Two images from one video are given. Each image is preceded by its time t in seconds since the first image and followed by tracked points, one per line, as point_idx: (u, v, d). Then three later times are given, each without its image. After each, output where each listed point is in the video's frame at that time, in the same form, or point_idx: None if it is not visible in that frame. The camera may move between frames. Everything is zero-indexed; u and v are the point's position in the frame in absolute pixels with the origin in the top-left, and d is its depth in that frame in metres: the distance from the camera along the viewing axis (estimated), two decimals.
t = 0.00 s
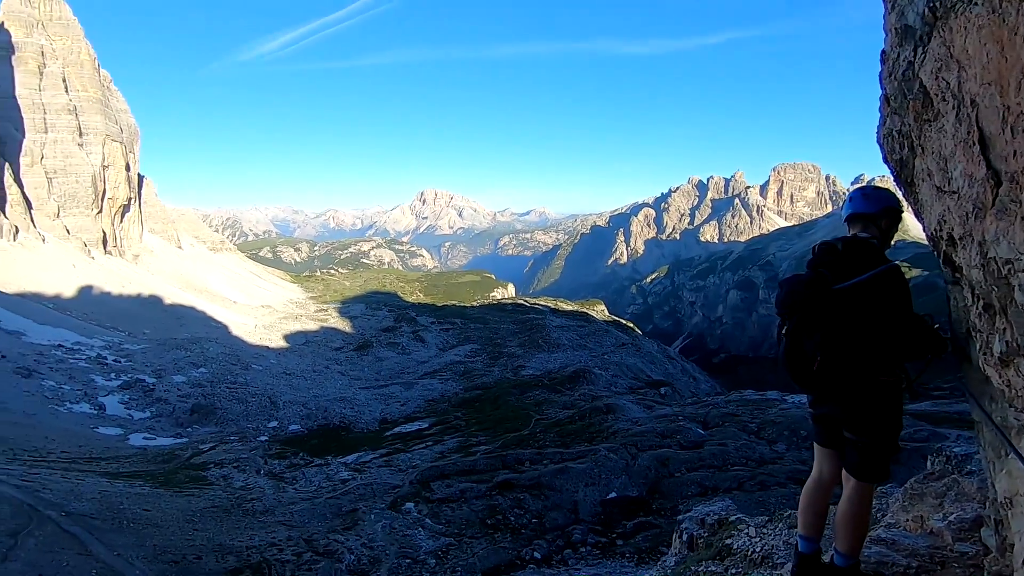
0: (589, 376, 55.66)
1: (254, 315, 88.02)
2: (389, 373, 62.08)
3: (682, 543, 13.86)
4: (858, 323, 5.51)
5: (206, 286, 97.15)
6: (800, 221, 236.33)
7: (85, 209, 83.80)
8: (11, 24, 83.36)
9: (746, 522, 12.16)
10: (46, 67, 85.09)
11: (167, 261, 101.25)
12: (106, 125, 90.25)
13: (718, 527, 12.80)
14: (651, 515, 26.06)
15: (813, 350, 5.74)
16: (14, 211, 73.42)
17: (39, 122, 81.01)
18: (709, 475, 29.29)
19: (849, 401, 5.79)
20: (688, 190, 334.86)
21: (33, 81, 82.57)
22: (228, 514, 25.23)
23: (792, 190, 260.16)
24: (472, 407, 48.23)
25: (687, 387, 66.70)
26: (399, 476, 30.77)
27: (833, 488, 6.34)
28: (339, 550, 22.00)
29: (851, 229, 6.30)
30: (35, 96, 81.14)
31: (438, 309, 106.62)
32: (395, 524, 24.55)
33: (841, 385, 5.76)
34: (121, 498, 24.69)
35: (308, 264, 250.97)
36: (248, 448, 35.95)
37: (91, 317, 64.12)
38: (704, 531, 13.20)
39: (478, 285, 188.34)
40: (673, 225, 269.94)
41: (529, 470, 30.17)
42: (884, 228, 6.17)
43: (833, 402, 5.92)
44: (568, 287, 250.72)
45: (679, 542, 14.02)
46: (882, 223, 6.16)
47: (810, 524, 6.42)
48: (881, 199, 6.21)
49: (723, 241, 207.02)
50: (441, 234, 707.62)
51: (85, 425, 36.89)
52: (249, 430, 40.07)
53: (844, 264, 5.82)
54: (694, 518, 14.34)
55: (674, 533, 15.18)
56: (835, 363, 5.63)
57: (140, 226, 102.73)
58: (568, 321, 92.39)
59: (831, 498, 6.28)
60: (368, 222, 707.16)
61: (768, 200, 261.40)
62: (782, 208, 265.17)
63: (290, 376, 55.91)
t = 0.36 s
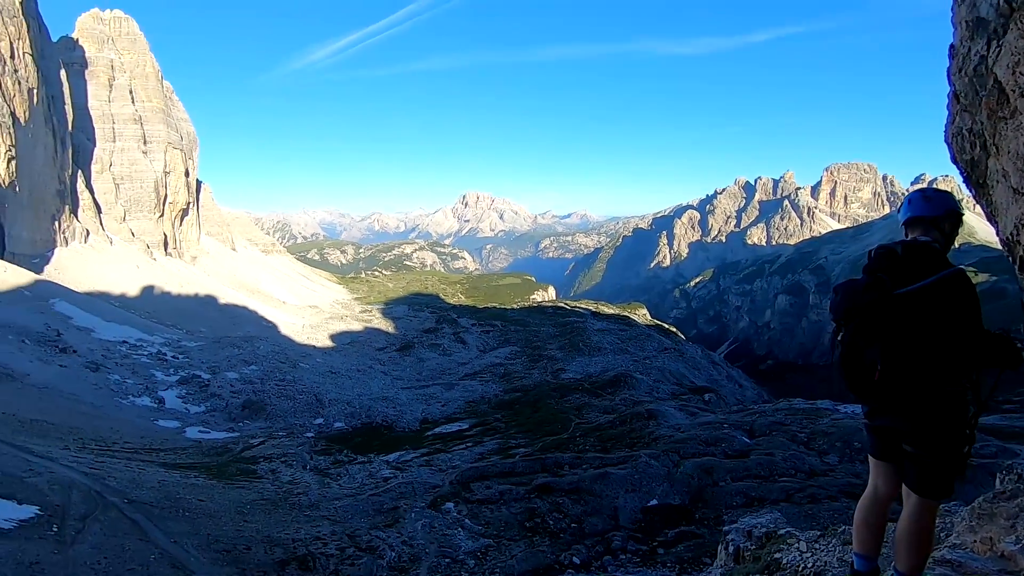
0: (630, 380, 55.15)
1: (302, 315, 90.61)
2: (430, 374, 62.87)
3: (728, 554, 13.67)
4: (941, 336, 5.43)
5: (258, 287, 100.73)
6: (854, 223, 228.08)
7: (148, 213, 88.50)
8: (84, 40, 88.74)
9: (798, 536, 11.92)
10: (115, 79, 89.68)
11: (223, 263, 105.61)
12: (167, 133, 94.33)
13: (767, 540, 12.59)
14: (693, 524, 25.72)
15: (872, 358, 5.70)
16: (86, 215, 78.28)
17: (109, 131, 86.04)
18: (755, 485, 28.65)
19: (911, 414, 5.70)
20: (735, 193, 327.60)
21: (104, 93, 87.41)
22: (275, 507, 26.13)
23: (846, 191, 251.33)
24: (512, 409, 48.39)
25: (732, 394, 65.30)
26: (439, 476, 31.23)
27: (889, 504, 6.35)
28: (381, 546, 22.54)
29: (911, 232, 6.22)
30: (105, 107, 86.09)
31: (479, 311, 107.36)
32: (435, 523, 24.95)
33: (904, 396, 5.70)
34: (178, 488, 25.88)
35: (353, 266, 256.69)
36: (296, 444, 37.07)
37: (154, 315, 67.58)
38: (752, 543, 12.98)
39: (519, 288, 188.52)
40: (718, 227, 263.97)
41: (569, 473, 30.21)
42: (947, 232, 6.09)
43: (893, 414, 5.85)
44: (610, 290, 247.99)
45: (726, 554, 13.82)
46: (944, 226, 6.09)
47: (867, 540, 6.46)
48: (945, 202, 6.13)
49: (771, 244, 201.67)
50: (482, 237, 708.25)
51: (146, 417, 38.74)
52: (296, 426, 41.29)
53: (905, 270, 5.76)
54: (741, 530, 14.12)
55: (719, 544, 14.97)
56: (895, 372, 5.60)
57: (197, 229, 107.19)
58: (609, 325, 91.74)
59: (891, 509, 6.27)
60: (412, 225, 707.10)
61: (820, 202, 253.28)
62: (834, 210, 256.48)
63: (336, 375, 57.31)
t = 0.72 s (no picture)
0: (678, 388, 54.21)
1: (351, 316, 92.86)
2: (475, 377, 63.37)
3: (780, 571, 13.21)
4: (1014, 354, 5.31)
5: (311, 289, 103.83)
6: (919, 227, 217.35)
7: (212, 218, 92.74)
8: (156, 56, 94.02)
9: (859, 559, 11.45)
10: (184, 92, 94.25)
11: (278, 265, 109.43)
12: (230, 142, 98.94)
13: (825, 560, 12.11)
14: (742, 538, 25.15)
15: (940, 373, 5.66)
16: (155, 220, 82.76)
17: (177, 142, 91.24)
18: (809, 501, 27.70)
19: (980, 432, 5.63)
20: (790, 196, 317.64)
21: (172, 105, 92.10)
22: (325, 502, 26.95)
23: (911, 194, 239.95)
24: (556, 415, 48.25)
25: (785, 405, 63.28)
26: (483, 478, 31.54)
27: (964, 526, 6.24)
28: (425, 546, 22.93)
29: (981, 241, 6.05)
30: (173, 119, 90.98)
31: (525, 315, 107.55)
32: (479, 525, 25.23)
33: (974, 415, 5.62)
34: (235, 480, 27.06)
35: (401, 269, 261.21)
36: (345, 442, 38.07)
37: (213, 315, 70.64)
38: (808, 561, 12.48)
39: (565, 292, 188.00)
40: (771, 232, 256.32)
41: (613, 481, 30.05)
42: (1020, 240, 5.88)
43: (962, 433, 5.77)
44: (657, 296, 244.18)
45: (778, 571, 13.34)
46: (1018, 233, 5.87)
47: (937, 561, 6.44)
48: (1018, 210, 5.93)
49: (828, 249, 194.52)
50: (528, 242, 709.25)
51: (207, 412, 40.57)
52: (345, 425, 42.35)
53: (973, 281, 5.64)
54: (797, 547, 13.70)
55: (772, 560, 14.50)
56: (964, 389, 5.55)
57: (256, 234, 111.50)
58: (657, 331, 90.40)
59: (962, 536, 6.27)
60: (459, 228, 707.96)
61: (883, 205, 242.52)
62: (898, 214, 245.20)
63: (384, 376, 58.48)
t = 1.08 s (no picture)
0: (725, 398, 52.99)
1: (397, 320, 94.46)
2: (518, 382, 63.49)
3: None
4: None
5: (359, 293, 106.15)
6: (989, 233, 206.20)
7: (266, 224, 96.26)
8: (217, 71, 98.25)
9: None
10: (242, 105, 98.50)
11: (327, 270, 112.36)
12: (284, 151, 102.21)
13: None
14: (793, 555, 24.47)
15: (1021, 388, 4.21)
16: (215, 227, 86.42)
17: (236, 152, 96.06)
18: (866, 519, 26.66)
19: None
20: (846, 200, 306.76)
21: (231, 118, 96.50)
22: (369, 502, 27.54)
23: (979, 198, 228.12)
24: (599, 422, 47.92)
25: (840, 418, 61.00)
26: (524, 484, 31.65)
27: None
28: (466, 550, 23.18)
29: None
30: (233, 130, 95.30)
31: (568, 321, 107.22)
32: (520, 531, 25.34)
33: None
34: (286, 477, 27.99)
35: (446, 274, 263.98)
36: (389, 443, 38.79)
37: (265, 317, 73.06)
38: None
39: (609, 298, 186.57)
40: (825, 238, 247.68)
41: (658, 492, 29.68)
42: None
43: None
44: (704, 303, 239.32)
45: None
46: None
47: None
48: None
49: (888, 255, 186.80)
50: (572, 247, 707.30)
51: (260, 411, 42.08)
52: (391, 427, 43.12)
53: None
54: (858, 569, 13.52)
55: None
56: None
57: (307, 239, 114.85)
58: (704, 339, 88.72)
59: None
60: (503, 234, 709.71)
61: (948, 210, 231.35)
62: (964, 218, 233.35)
63: (428, 380, 59.24)
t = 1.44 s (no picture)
0: (772, 409, 51.52)
1: (439, 326, 95.56)
2: (557, 389, 63.23)
3: None
4: None
5: (401, 298, 107.89)
6: None
7: (313, 231, 98.87)
8: (269, 84, 101.77)
9: None
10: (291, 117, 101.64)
11: (371, 275, 114.61)
12: (331, 160, 104.86)
13: None
14: None
15: None
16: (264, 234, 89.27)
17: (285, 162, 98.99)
18: (926, 541, 25.43)
19: None
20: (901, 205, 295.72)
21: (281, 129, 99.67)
22: (409, 505, 27.81)
23: None
24: (639, 431, 47.29)
25: (896, 432, 58.59)
26: (563, 492, 31.45)
27: None
28: (505, 557, 23.15)
29: None
30: (283, 141, 98.46)
31: (608, 328, 106.43)
32: (558, 540, 25.19)
33: None
34: (330, 478, 28.55)
35: (486, 280, 265.93)
36: (429, 447, 39.15)
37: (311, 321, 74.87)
38: None
39: (650, 305, 184.50)
40: (879, 244, 238.45)
41: (701, 505, 29.06)
42: None
43: None
44: (749, 311, 233.69)
45: None
46: None
47: None
48: None
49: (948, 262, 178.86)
50: (612, 254, 702.51)
51: (305, 413, 43.12)
52: (431, 431, 43.55)
53: None
54: None
55: None
56: None
57: (351, 246, 117.31)
58: (749, 348, 86.72)
59: None
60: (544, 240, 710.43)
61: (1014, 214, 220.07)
62: None
63: (468, 385, 59.62)
